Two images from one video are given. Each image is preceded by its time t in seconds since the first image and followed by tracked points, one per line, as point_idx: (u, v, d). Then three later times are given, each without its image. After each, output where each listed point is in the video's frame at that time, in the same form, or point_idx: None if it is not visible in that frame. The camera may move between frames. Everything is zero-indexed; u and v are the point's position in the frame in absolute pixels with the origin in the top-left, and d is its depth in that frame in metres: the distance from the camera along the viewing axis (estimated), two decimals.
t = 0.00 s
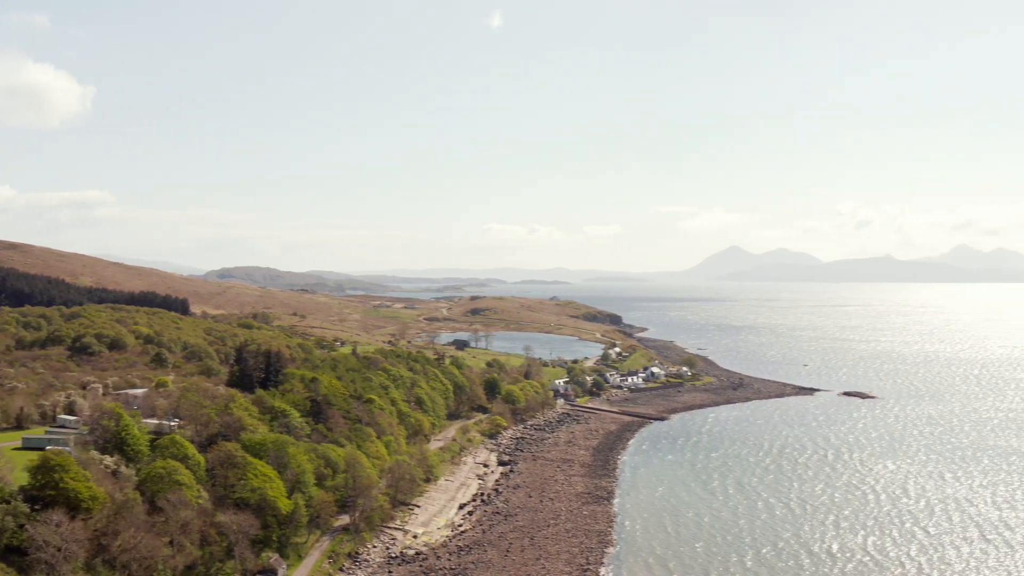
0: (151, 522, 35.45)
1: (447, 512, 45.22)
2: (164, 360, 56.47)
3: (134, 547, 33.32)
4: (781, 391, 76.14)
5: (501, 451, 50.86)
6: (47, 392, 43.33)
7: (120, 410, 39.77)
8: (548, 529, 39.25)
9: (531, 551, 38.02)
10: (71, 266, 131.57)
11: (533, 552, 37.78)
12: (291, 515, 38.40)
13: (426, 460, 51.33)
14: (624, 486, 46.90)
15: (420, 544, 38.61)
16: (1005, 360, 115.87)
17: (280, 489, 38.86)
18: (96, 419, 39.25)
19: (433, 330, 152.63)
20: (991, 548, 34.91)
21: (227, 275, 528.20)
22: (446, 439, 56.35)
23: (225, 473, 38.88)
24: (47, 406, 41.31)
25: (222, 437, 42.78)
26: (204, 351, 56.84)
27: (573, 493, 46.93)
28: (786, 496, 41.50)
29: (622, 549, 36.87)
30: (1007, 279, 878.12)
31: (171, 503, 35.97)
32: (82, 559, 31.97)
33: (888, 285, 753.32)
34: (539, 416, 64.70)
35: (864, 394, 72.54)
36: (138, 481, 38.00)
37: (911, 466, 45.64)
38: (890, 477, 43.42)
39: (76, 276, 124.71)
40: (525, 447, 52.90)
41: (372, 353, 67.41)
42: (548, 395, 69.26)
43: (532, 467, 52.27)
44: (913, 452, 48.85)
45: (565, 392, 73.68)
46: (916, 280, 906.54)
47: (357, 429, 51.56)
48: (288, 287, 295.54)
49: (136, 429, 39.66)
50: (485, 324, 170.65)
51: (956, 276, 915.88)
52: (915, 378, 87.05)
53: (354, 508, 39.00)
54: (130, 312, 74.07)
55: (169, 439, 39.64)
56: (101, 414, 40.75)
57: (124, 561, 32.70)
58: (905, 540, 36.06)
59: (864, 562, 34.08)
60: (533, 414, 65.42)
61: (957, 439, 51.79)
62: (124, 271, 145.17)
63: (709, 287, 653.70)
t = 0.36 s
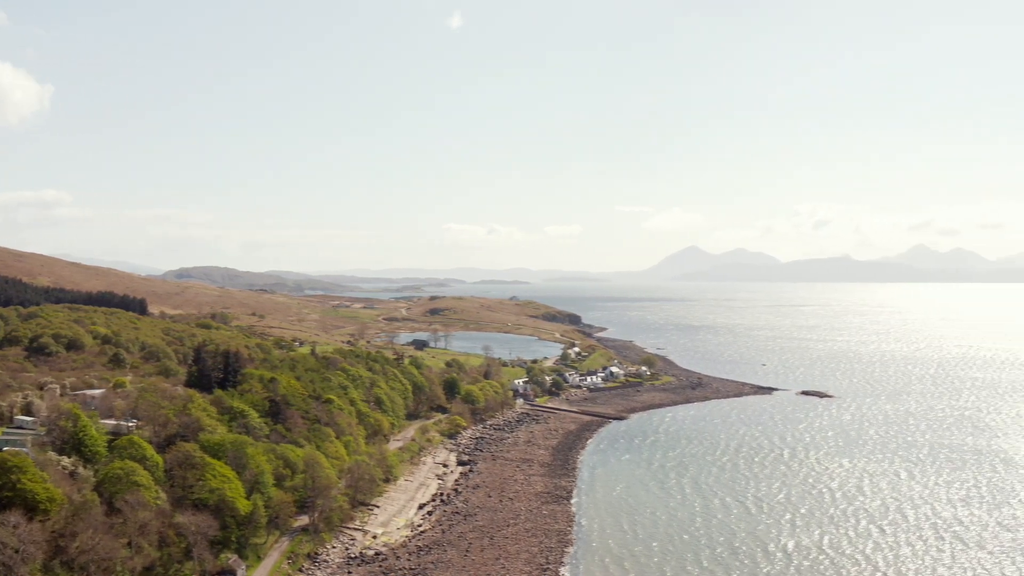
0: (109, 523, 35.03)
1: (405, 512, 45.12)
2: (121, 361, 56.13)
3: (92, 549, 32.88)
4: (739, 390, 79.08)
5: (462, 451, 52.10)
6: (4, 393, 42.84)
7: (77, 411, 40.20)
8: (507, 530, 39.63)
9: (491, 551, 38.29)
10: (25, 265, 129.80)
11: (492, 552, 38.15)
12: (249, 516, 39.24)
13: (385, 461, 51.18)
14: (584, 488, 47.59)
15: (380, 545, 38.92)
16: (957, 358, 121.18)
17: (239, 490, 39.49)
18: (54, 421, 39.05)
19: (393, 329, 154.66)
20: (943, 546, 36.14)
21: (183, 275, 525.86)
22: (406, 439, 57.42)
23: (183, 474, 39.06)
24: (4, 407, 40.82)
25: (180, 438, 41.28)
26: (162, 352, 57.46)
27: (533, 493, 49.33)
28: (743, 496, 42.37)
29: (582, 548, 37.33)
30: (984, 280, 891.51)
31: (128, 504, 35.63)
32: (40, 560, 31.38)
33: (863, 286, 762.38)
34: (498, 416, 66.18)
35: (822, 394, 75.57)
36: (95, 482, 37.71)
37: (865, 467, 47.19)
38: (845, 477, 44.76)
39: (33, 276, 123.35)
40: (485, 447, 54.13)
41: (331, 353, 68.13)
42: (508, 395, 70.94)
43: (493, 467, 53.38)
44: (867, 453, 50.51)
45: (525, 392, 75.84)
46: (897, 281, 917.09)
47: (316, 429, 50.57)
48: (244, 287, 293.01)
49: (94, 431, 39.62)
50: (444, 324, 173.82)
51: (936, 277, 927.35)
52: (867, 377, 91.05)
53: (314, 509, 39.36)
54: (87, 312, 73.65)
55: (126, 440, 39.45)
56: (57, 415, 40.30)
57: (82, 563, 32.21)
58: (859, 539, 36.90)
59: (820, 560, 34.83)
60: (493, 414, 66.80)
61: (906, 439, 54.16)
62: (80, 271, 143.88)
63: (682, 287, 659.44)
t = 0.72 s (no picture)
0: (66, 525, 34.60)
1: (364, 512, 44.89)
2: (79, 361, 56.13)
3: (49, 551, 32.44)
4: (696, 390, 83.73)
5: (421, 452, 54.52)
6: None
7: (35, 412, 40.09)
8: (466, 530, 40.50)
9: (451, 551, 38.88)
10: None
11: (452, 551, 38.72)
12: (208, 517, 39.45)
13: (343, 462, 50.78)
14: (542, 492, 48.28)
15: (339, 546, 39.40)
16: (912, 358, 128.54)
17: (197, 491, 39.61)
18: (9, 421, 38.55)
19: (350, 329, 159.54)
20: (893, 539, 37.29)
21: (141, 275, 523.82)
22: (364, 439, 58.59)
23: (140, 475, 39.01)
24: None
25: (137, 438, 41.34)
26: (121, 353, 57.82)
27: (490, 493, 50.39)
28: (699, 496, 43.21)
29: (541, 547, 37.75)
30: (960, 282, 910.81)
31: (86, 505, 35.42)
32: None
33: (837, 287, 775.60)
34: (457, 416, 69.10)
35: (779, 394, 80.33)
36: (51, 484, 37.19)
37: (818, 469, 48.62)
38: (801, 477, 46.06)
39: None
40: (443, 447, 56.40)
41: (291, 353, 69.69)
42: (467, 396, 73.96)
43: (452, 467, 53.66)
44: (817, 456, 52.34)
45: (484, 392, 79.17)
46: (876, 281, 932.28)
47: (274, 429, 49.11)
48: (193, 285, 290.54)
49: (51, 432, 39.21)
50: (402, 323, 179.58)
51: (914, 278, 944.53)
52: (818, 377, 96.98)
53: (273, 510, 39.85)
54: (41, 312, 73.24)
55: (84, 441, 39.38)
56: (12, 416, 39.64)
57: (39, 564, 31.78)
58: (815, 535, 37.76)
59: (777, 556, 35.45)
60: (452, 414, 69.57)
61: (851, 440, 57.21)
62: (35, 271, 142.42)
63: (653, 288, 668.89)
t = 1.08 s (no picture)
0: (22, 527, 34.34)
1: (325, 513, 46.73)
2: (34, 361, 56.43)
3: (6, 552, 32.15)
4: (656, 390, 94.96)
5: (382, 454, 59.94)
6: None
7: None
8: (425, 529, 42.63)
9: (410, 551, 40.53)
10: None
11: (411, 550, 40.58)
12: (167, 518, 39.51)
13: (302, 462, 52.01)
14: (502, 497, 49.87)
15: (298, 547, 41.50)
16: (866, 357, 145.64)
17: (156, 492, 39.68)
18: None
19: (308, 329, 172.35)
20: (854, 536, 41.20)
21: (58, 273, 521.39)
22: (323, 439, 61.88)
23: (98, 476, 39.05)
24: None
25: (96, 439, 41.73)
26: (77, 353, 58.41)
27: (449, 493, 51.82)
28: (654, 497, 46.29)
29: (500, 550, 38.95)
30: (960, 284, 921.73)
31: (44, 507, 35.25)
32: None
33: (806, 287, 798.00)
34: (415, 416, 75.36)
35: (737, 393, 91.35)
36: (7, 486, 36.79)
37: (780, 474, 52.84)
38: (756, 478, 50.72)
39: None
40: (403, 447, 62.32)
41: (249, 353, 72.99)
42: (426, 397, 80.54)
43: (410, 466, 56.93)
44: (772, 459, 57.61)
45: (443, 392, 86.78)
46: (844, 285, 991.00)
47: (232, 430, 49.87)
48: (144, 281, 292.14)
49: (7, 433, 38.87)
50: (362, 323, 193.62)
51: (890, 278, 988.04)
52: (772, 377, 110.62)
53: (231, 511, 42.22)
54: None
55: (42, 442, 39.22)
56: None
57: None
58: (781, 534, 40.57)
59: (732, 556, 37.56)
60: (411, 414, 75.47)
61: (809, 441, 64.81)
62: None
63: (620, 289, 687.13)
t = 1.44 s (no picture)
0: None
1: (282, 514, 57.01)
2: None
3: None
4: (616, 390, 127.87)
5: (338, 453, 77.95)
6: None
7: None
8: (387, 532, 53.87)
9: (370, 552, 50.81)
10: None
11: (372, 551, 51.00)
12: (125, 520, 43.64)
13: (262, 464, 63.77)
14: (459, 498, 63.59)
15: (259, 549, 49.72)
16: (827, 358, 190.74)
17: (113, 495, 43.68)
18: None
19: (266, 332, 217.76)
20: (823, 534, 55.65)
21: None
22: (281, 441, 77.82)
23: (57, 478, 42.84)
24: None
25: (54, 439, 47.25)
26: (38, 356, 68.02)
27: (410, 492, 66.07)
28: (614, 498, 61.17)
29: (455, 552, 49.76)
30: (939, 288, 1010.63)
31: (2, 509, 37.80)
32: None
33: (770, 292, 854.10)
34: (373, 415, 97.59)
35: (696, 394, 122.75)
36: None
37: (743, 479, 68.81)
38: (714, 481, 67.35)
39: None
40: (361, 447, 81.91)
41: (208, 357, 89.82)
42: (383, 396, 105.04)
43: (372, 468, 72.58)
44: (738, 466, 74.08)
45: (404, 394, 114.07)
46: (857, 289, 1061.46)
47: (192, 433, 59.46)
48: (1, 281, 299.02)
49: None
50: (320, 327, 247.11)
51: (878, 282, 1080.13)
52: (727, 376, 148.93)
53: (191, 512, 49.32)
54: None
55: None
56: None
57: None
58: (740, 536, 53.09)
59: (692, 552, 50.01)
60: (369, 413, 97.55)
61: (781, 447, 83.91)
62: None
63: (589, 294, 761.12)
